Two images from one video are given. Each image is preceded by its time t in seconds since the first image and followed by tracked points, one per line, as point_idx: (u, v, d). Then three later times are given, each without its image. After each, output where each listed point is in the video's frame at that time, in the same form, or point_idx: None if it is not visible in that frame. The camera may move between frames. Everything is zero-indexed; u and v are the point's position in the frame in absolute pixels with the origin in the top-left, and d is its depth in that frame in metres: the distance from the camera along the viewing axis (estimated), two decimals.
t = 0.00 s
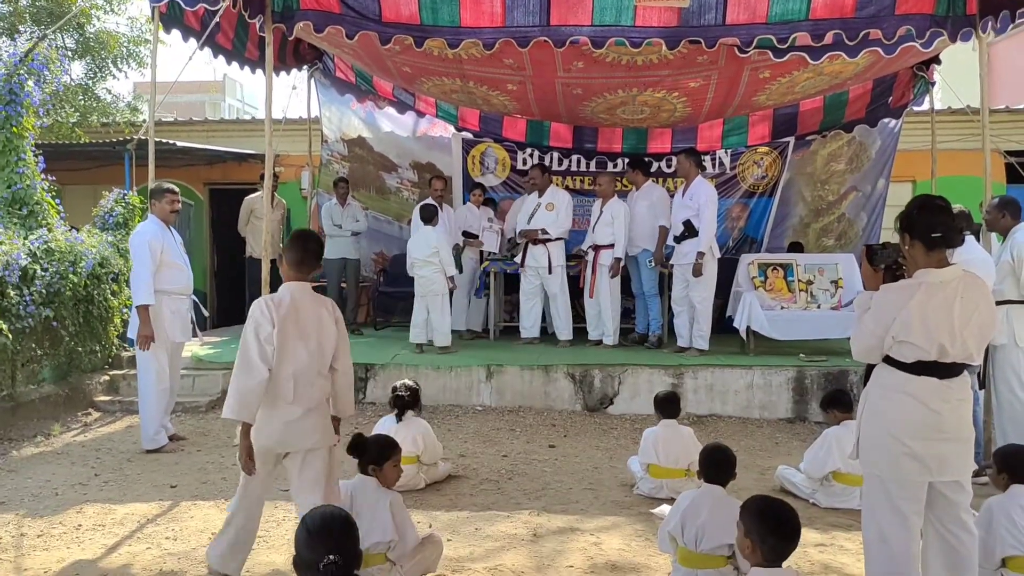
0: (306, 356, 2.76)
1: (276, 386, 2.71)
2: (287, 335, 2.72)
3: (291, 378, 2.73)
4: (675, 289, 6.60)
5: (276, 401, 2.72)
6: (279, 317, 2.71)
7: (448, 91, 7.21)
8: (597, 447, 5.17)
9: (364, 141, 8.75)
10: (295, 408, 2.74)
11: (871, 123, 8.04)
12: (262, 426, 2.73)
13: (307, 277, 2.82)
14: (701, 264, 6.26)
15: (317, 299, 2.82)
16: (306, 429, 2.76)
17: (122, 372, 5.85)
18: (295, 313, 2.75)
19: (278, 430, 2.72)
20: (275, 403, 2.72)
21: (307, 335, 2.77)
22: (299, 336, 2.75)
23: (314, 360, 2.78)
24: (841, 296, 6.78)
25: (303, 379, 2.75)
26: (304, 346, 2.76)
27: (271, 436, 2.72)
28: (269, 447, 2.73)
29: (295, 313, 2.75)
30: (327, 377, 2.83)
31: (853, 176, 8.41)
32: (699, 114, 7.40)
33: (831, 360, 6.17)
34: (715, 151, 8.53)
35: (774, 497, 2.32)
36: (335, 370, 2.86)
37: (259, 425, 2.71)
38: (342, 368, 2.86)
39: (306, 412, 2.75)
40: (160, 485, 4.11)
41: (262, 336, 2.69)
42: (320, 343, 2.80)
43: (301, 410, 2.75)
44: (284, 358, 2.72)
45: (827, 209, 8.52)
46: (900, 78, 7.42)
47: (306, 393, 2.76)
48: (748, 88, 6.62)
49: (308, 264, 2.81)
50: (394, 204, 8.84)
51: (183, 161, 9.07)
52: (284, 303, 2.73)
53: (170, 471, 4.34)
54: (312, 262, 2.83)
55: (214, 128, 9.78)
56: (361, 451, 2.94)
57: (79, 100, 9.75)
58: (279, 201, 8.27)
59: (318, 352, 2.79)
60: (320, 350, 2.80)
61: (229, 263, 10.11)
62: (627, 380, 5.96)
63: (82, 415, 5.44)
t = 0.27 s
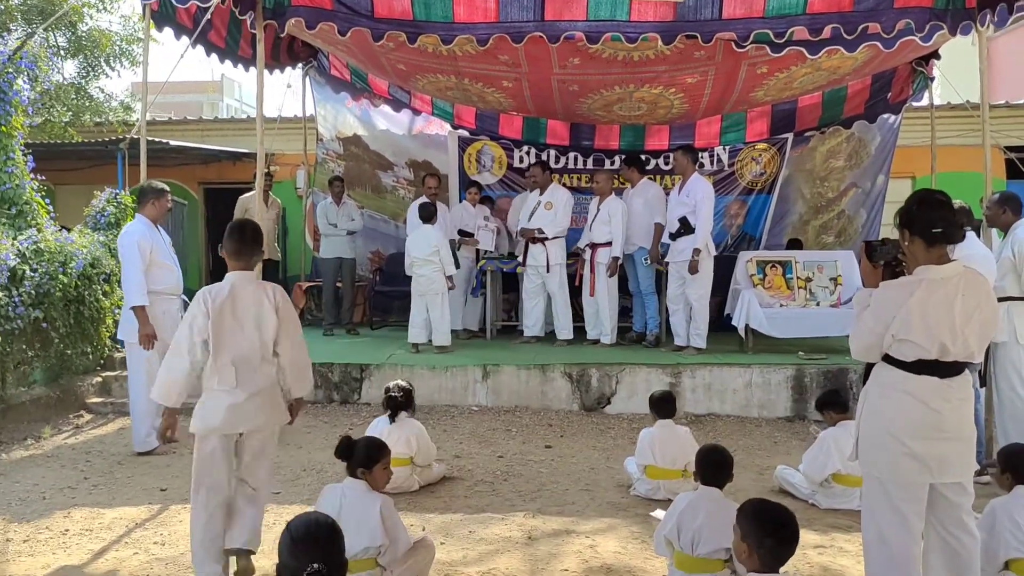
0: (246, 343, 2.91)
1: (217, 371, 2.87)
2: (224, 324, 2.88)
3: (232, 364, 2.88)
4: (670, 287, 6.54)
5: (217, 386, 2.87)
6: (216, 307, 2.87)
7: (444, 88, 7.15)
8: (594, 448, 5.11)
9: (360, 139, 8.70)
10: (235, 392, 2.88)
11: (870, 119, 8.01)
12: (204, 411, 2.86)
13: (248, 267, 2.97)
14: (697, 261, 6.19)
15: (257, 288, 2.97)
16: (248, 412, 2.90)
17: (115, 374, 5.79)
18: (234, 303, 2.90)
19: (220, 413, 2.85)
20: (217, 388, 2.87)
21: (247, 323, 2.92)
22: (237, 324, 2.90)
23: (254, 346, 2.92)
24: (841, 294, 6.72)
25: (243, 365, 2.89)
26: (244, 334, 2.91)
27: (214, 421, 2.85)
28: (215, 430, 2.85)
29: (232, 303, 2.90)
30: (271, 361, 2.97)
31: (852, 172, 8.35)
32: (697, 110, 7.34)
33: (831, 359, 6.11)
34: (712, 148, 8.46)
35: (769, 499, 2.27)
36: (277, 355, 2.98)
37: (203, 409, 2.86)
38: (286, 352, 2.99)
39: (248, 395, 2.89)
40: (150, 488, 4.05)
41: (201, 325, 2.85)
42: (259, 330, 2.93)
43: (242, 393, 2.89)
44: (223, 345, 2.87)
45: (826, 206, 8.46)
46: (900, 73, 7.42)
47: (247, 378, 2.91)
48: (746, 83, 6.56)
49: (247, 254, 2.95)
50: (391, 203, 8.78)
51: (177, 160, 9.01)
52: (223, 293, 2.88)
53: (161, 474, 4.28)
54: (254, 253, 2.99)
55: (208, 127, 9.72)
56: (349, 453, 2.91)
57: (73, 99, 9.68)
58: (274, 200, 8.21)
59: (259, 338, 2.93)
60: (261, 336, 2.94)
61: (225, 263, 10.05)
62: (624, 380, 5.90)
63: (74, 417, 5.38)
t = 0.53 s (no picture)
0: (215, 349, 2.88)
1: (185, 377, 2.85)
2: (195, 331, 2.86)
3: (198, 370, 2.85)
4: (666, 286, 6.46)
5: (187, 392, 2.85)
6: (184, 314, 2.87)
7: (437, 87, 7.07)
8: (591, 450, 5.03)
9: (354, 139, 8.63)
10: (204, 397, 2.84)
11: (868, 114, 7.95)
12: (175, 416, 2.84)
13: (222, 277, 2.95)
14: (691, 259, 6.16)
15: (228, 295, 2.94)
16: (217, 418, 2.86)
17: (107, 380, 5.72)
18: (205, 310, 2.89)
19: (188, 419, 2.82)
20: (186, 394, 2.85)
21: (215, 329, 2.90)
22: (208, 330, 2.88)
23: (222, 351, 2.89)
24: (840, 291, 6.66)
25: (212, 371, 2.86)
26: (211, 340, 2.88)
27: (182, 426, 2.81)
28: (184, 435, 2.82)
29: (204, 311, 2.89)
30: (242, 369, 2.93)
31: (851, 168, 8.30)
32: (693, 107, 7.27)
33: (831, 357, 6.04)
34: (710, 145, 8.36)
35: (767, 506, 2.21)
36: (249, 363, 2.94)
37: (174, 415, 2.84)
38: (255, 359, 2.92)
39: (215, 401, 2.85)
40: (140, 497, 3.98)
41: (171, 332, 2.86)
42: (230, 338, 2.90)
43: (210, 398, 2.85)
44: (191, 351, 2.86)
45: (825, 203, 8.39)
46: (898, 67, 7.29)
47: (215, 384, 2.87)
48: (743, 79, 6.49)
49: (220, 264, 2.93)
50: (386, 204, 8.70)
51: (170, 163, 8.93)
52: (190, 300, 2.87)
53: (151, 482, 4.22)
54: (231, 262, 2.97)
55: (199, 130, 9.67)
56: (335, 461, 2.84)
57: (64, 103, 9.61)
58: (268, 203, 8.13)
59: (226, 344, 2.90)
60: (230, 342, 2.91)
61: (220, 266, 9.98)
62: (622, 380, 5.83)
63: (65, 425, 5.30)
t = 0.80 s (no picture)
0: (208, 334, 3.00)
1: (179, 358, 2.99)
2: (189, 316, 2.99)
3: (192, 353, 2.98)
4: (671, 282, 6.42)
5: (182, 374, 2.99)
6: (179, 298, 2.99)
7: (439, 84, 7.00)
8: (597, 450, 4.96)
9: (356, 137, 8.56)
10: (197, 379, 2.99)
11: (874, 109, 7.83)
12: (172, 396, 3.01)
13: (218, 264, 3.06)
14: (694, 254, 6.07)
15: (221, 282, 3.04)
16: (209, 400, 3.01)
17: (106, 381, 5.66)
18: (199, 297, 3.00)
19: (183, 399, 2.98)
20: (181, 376, 3.00)
21: (208, 314, 3.01)
22: (201, 316, 3.00)
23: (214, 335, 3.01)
24: (848, 287, 6.57)
25: (205, 355, 3.00)
26: (205, 325, 3.00)
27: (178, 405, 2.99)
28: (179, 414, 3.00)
29: (198, 297, 3.00)
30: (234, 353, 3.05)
31: (857, 164, 8.22)
32: (697, 102, 7.19)
33: (839, 354, 5.95)
34: (714, 141, 8.28)
35: (779, 510, 2.13)
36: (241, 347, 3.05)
37: (171, 395, 3.00)
38: (246, 343, 3.03)
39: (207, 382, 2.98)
40: (138, 499, 3.92)
41: (167, 316, 2.99)
42: (223, 324, 3.02)
43: (202, 381, 3.00)
44: (185, 334, 2.99)
45: (833, 198, 8.29)
46: (905, 61, 7.21)
47: (208, 366, 3.01)
48: (748, 73, 6.40)
49: (214, 252, 3.04)
50: (389, 202, 8.64)
51: (171, 162, 8.87)
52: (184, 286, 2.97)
53: (150, 484, 4.16)
54: (223, 250, 3.08)
55: (199, 129, 9.62)
56: (334, 465, 2.77)
57: (64, 101, 9.55)
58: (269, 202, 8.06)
59: (218, 328, 3.01)
60: (222, 327, 3.03)
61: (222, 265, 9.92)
62: (628, 379, 5.75)
63: (64, 426, 5.24)
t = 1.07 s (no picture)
0: (207, 327, 3.15)
1: (181, 352, 3.14)
2: (187, 311, 3.13)
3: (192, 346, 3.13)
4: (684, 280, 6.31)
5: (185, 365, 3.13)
6: (176, 295, 3.13)
7: (450, 78, 6.91)
8: (610, 451, 4.86)
9: (366, 132, 8.48)
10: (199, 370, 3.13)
11: (892, 106, 7.68)
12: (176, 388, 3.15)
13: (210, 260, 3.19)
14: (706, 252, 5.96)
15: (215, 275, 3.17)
16: (213, 389, 3.15)
17: (112, 376, 5.59)
18: (196, 291, 3.14)
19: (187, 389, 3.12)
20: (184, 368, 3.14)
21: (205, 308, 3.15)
22: (199, 309, 3.14)
23: (212, 328, 3.15)
24: (866, 287, 6.42)
25: (206, 346, 3.14)
26: (203, 318, 3.14)
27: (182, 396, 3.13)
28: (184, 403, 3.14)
29: (195, 292, 3.14)
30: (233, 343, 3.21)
31: (874, 162, 8.09)
32: (712, 98, 7.08)
33: (857, 355, 5.83)
34: (729, 138, 8.14)
35: (810, 518, 2.03)
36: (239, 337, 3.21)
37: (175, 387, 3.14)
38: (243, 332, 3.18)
39: (208, 373, 3.12)
40: (143, 497, 3.85)
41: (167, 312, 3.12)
42: (220, 316, 3.16)
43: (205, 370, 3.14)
44: (185, 328, 3.14)
45: (848, 196, 8.15)
46: (923, 58, 7.12)
47: (209, 357, 3.15)
48: (765, 68, 6.28)
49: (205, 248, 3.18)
50: (398, 198, 8.55)
51: (179, 156, 8.81)
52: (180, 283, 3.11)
53: (154, 482, 4.08)
54: (213, 246, 3.21)
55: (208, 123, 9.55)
56: (350, 468, 2.65)
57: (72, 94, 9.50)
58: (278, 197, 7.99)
59: (215, 321, 3.15)
60: (220, 319, 3.17)
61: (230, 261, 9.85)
62: (641, 378, 5.65)
63: (69, 422, 5.18)
